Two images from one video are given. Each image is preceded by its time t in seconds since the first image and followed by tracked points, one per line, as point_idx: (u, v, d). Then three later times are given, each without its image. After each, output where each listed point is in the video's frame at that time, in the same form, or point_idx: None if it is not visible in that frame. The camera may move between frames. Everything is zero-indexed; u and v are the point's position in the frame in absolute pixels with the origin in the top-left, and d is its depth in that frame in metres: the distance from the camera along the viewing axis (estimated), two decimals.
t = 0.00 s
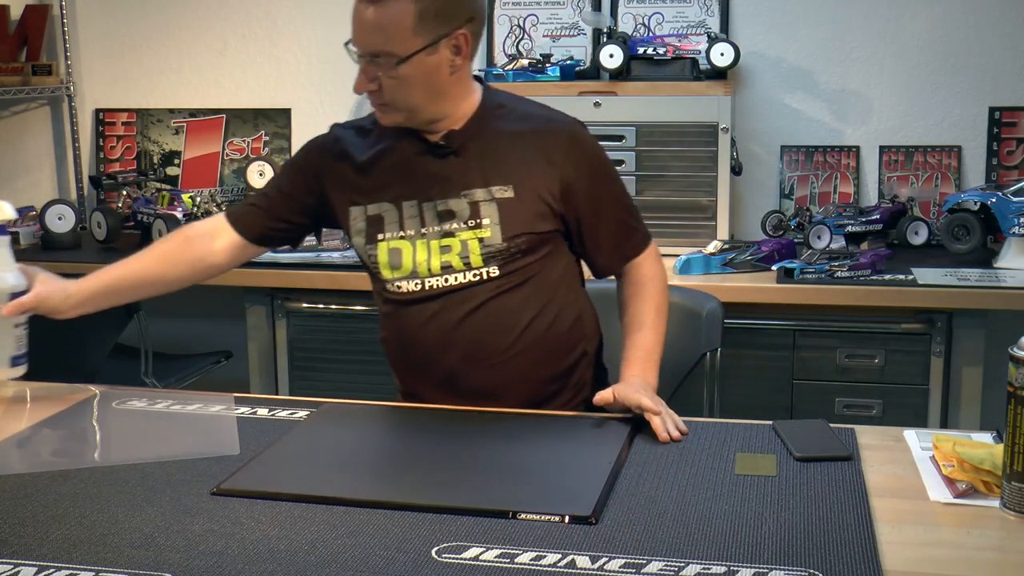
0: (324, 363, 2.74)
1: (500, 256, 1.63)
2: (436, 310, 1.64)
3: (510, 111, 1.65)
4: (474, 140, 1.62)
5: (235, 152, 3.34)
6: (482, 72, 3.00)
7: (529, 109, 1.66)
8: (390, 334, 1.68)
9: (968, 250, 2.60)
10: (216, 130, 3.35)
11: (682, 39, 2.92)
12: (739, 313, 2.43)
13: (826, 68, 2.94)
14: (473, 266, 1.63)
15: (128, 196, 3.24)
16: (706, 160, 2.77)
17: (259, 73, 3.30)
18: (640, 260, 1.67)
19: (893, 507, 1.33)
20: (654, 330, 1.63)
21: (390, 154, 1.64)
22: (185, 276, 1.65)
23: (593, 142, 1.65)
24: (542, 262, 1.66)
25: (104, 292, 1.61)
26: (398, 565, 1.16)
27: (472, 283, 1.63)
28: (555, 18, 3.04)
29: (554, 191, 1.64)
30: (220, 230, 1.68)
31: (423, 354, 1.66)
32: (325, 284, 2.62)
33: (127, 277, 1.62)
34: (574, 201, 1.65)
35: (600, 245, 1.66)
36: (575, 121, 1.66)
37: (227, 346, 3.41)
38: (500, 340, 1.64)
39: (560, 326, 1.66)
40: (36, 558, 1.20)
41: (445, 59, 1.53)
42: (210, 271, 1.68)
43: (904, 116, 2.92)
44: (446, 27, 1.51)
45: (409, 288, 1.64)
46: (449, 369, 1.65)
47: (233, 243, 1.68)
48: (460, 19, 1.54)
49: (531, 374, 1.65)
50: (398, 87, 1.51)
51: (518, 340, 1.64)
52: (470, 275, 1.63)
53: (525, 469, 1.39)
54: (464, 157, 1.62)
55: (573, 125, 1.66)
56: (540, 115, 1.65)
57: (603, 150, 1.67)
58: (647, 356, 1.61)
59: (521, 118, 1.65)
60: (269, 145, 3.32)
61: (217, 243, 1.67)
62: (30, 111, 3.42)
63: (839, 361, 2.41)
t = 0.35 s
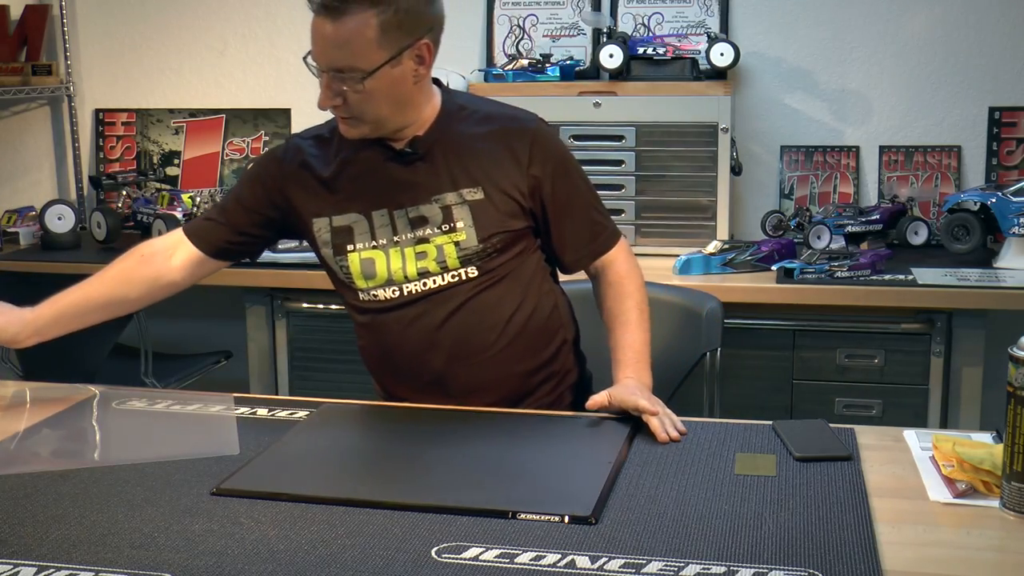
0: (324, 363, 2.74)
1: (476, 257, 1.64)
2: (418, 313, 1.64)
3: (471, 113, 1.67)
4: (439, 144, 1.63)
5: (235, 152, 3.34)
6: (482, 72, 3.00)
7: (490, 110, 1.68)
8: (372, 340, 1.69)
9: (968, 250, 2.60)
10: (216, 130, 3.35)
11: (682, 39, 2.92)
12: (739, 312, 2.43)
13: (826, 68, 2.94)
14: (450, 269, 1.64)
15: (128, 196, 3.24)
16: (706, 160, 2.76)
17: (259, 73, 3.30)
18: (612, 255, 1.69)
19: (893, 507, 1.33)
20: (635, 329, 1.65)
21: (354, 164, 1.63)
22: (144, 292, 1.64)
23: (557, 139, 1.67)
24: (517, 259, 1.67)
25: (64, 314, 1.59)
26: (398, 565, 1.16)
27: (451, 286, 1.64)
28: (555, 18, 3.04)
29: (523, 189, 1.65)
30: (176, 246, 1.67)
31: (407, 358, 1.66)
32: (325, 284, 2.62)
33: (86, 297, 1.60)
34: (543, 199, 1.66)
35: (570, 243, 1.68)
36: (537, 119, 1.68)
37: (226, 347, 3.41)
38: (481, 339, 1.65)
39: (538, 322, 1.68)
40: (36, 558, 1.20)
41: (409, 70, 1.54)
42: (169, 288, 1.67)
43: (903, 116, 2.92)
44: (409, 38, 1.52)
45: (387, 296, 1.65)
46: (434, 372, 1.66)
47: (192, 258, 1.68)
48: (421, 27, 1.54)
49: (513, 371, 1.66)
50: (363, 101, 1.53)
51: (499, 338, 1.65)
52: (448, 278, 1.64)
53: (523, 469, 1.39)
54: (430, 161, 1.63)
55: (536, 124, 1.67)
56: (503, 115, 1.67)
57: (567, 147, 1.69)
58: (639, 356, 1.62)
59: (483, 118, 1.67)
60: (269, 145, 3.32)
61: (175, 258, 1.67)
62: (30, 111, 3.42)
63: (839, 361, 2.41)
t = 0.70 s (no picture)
0: (322, 364, 2.74)
1: (464, 257, 1.65)
2: (406, 313, 1.65)
3: (463, 113, 1.67)
4: (429, 144, 1.63)
5: (233, 153, 3.34)
6: (481, 72, 3.00)
7: (483, 111, 1.68)
8: (362, 340, 1.69)
9: (967, 250, 2.60)
10: (214, 131, 3.35)
11: (681, 39, 2.92)
12: (737, 313, 2.43)
13: (824, 69, 2.94)
14: (439, 270, 1.64)
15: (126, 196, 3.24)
16: (705, 160, 2.76)
17: (257, 73, 3.30)
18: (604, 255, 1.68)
19: (891, 507, 1.33)
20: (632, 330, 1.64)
21: (345, 163, 1.64)
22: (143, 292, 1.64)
23: (549, 139, 1.67)
24: (507, 259, 1.67)
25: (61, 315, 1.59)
26: (397, 565, 1.16)
27: (438, 286, 1.65)
28: (553, 18, 3.05)
29: (514, 190, 1.65)
30: (173, 247, 1.68)
31: (396, 358, 1.67)
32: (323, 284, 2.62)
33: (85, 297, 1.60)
34: (534, 199, 1.66)
35: (561, 243, 1.67)
36: (529, 119, 1.68)
37: (224, 347, 3.41)
38: (469, 340, 1.65)
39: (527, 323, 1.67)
40: (35, 559, 1.20)
41: (414, 64, 1.54)
42: (167, 288, 1.67)
43: (901, 117, 2.92)
44: (413, 33, 1.51)
45: (376, 296, 1.65)
46: (422, 372, 1.66)
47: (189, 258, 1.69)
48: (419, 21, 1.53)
49: (502, 372, 1.66)
50: (375, 102, 1.51)
51: (488, 339, 1.65)
52: (436, 279, 1.64)
53: (520, 469, 1.39)
54: (420, 161, 1.64)
55: (528, 124, 1.67)
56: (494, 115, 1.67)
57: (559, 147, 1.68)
58: (635, 355, 1.62)
59: (474, 119, 1.67)
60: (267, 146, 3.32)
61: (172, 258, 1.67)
62: (29, 112, 3.42)
63: (838, 361, 2.41)
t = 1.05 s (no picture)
0: (321, 366, 2.74)
1: (487, 259, 1.62)
2: (421, 311, 1.62)
3: (503, 113, 1.64)
4: (464, 140, 1.60)
5: (232, 155, 3.33)
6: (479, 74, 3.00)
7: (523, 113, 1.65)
8: (370, 334, 1.67)
9: (965, 252, 2.60)
10: (213, 132, 3.35)
11: (679, 41, 2.92)
12: (736, 315, 2.43)
13: (822, 71, 2.94)
14: (460, 269, 1.62)
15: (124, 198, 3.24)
16: (703, 162, 2.76)
17: (257, 75, 3.30)
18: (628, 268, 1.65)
19: (889, 509, 1.33)
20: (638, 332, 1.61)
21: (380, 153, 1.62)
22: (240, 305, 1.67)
23: (587, 150, 1.65)
24: (530, 266, 1.64)
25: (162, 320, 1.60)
26: (395, 567, 1.15)
27: (457, 285, 1.62)
28: (551, 20, 3.04)
29: (545, 196, 1.62)
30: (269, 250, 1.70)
31: (404, 355, 1.64)
32: (322, 285, 2.62)
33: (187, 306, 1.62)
34: (565, 208, 1.63)
35: (586, 250, 1.64)
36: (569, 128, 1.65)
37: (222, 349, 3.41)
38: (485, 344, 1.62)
39: (546, 332, 1.65)
40: (33, 561, 1.19)
41: (459, 56, 1.49)
42: (265, 286, 1.70)
43: (900, 119, 2.92)
44: (456, 24, 1.46)
45: (394, 288, 1.63)
46: (430, 370, 1.63)
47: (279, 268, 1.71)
48: (462, 12, 1.49)
49: (514, 379, 1.63)
50: (424, 97, 1.46)
51: (506, 345, 1.62)
52: (455, 278, 1.61)
53: (519, 471, 1.39)
54: (453, 157, 1.60)
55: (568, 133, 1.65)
56: (534, 119, 1.64)
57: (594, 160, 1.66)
58: (632, 358, 1.58)
59: (513, 120, 1.63)
60: (265, 148, 3.32)
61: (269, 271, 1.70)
62: (26, 114, 3.41)
63: (836, 362, 2.41)
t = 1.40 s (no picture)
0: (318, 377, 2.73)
1: (513, 268, 1.59)
2: (447, 312, 1.63)
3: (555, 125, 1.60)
4: (507, 148, 1.59)
5: (229, 165, 3.33)
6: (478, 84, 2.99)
7: (577, 128, 1.60)
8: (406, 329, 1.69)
9: (966, 263, 2.59)
10: (210, 143, 3.34)
11: (678, 51, 2.91)
12: (735, 326, 2.43)
13: (822, 81, 2.94)
14: (485, 275, 1.60)
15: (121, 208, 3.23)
16: (702, 172, 2.76)
17: (255, 84, 3.29)
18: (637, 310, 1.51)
19: (890, 521, 1.32)
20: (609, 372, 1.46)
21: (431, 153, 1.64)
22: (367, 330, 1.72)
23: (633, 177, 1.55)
24: (558, 281, 1.60)
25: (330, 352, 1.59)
26: None
27: (483, 290, 1.61)
28: (549, 30, 3.04)
29: (572, 214, 1.56)
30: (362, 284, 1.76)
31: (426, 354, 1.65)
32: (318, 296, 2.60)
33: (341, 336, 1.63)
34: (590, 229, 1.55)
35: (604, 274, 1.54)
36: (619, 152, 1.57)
37: (219, 360, 3.39)
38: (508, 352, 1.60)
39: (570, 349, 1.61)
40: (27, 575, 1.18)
41: (512, 59, 1.51)
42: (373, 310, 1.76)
43: (900, 129, 2.92)
44: (511, 26, 1.50)
45: (426, 286, 1.64)
46: (449, 370, 1.63)
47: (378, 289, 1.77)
48: (519, 18, 1.52)
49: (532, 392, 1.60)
50: (474, 94, 1.49)
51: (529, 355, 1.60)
52: (481, 283, 1.60)
53: (519, 483, 1.38)
54: (496, 163, 1.60)
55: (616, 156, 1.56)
56: (584, 136, 1.58)
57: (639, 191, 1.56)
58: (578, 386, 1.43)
59: (560, 137, 1.59)
60: (263, 158, 3.31)
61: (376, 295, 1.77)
62: (23, 123, 3.40)
63: (837, 374, 2.40)
